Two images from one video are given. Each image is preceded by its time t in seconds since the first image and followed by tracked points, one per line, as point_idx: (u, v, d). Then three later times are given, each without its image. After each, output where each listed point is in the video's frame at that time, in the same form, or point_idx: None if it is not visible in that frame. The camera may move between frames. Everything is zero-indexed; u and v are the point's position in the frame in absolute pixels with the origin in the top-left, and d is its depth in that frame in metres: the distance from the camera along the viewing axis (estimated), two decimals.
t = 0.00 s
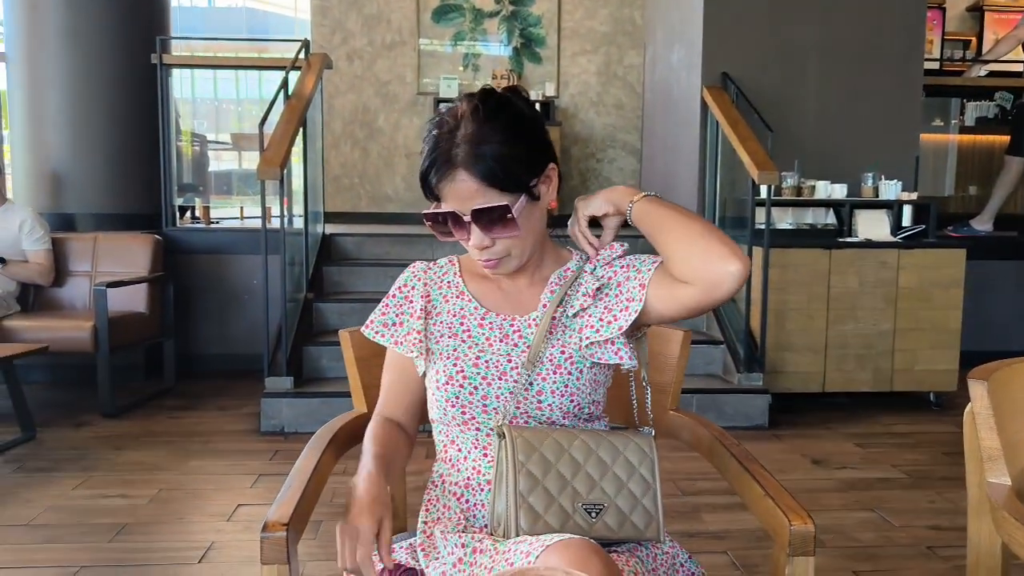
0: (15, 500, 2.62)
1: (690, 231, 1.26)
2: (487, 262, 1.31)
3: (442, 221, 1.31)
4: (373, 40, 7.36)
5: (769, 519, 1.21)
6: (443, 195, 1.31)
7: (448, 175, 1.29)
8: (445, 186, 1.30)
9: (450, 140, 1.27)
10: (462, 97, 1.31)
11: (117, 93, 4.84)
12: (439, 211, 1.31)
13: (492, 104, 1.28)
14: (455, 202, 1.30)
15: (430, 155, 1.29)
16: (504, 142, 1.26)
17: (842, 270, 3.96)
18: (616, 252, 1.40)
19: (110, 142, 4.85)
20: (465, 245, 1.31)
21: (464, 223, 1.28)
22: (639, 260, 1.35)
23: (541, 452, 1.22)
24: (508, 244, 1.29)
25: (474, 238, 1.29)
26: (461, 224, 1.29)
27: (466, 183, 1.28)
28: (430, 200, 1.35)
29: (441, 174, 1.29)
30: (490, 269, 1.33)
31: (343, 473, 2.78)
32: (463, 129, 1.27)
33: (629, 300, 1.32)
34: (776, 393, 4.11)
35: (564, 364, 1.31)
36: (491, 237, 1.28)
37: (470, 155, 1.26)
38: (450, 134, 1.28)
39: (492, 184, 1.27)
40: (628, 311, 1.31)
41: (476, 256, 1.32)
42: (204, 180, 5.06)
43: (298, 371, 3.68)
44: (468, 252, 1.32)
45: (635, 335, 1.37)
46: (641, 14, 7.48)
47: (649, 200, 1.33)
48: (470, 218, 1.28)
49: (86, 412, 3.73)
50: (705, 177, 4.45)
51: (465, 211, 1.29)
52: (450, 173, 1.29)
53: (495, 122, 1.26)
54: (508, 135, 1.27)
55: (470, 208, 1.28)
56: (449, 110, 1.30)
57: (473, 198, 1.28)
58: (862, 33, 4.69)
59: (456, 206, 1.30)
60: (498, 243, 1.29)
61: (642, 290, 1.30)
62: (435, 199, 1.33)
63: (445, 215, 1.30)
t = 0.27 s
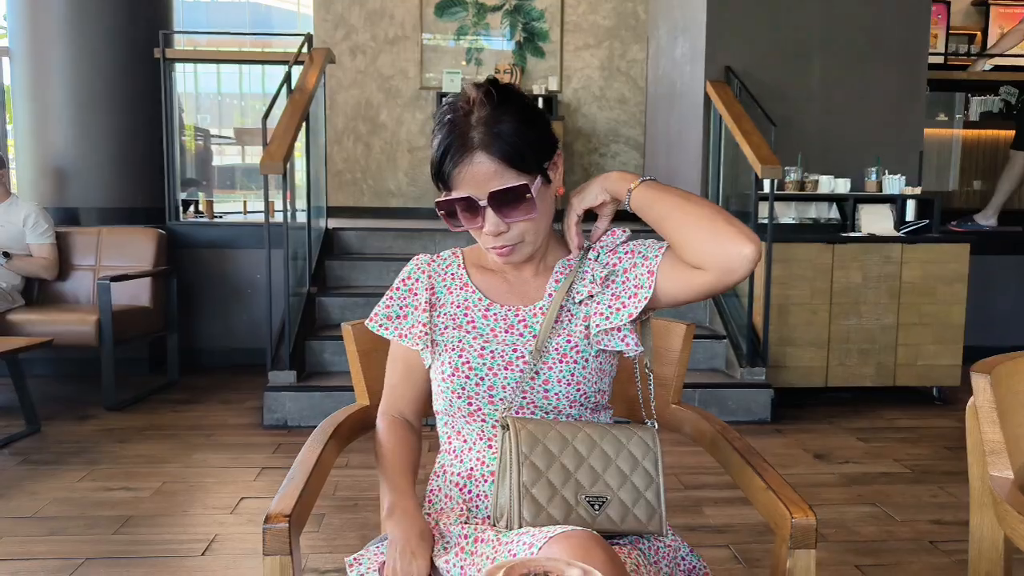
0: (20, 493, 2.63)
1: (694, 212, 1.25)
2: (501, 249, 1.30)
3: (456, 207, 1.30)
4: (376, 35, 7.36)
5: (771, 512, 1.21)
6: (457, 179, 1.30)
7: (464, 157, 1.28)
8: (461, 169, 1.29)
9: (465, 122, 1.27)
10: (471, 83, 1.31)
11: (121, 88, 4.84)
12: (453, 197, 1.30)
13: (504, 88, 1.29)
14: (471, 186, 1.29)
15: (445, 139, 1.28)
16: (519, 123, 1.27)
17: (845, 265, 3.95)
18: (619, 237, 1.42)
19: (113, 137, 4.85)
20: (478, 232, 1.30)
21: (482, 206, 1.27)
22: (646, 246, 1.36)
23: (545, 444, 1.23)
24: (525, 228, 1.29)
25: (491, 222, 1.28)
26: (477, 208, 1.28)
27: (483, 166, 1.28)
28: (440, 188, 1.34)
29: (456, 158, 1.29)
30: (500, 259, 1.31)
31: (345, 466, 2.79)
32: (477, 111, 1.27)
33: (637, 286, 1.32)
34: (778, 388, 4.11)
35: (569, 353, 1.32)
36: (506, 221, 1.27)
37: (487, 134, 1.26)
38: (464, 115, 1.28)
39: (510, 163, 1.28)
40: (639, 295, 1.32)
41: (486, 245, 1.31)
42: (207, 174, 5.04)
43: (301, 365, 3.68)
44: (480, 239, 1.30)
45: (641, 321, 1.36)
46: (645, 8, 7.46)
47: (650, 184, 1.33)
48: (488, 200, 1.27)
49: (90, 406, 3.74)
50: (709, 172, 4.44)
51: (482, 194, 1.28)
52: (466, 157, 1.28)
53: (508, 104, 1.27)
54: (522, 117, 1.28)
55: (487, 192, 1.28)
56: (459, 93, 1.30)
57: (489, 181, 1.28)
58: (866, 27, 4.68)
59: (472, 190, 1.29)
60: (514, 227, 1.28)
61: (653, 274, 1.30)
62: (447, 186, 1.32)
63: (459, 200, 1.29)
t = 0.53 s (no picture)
0: (25, 487, 2.64)
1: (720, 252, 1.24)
2: (511, 238, 1.29)
3: (468, 193, 1.30)
4: (379, 29, 7.34)
5: (774, 507, 1.21)
6: (470, 167, 1.30)
7: (478, 144, 1.29)
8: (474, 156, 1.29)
9: (479, 108, 1.28)
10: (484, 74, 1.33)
11: (125, 83, 4.85)
12: (465, 184, 1.30)
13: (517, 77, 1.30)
14: (484, 173, 1.29)
15: (458, 126, 1.29)
16: (532, 111, 1.28)
17: (850, 260, 3.94)
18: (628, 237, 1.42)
19: (117, 133, 4.86)
20: (490, 220, 1.29)
21: (495, 193, 1.27)
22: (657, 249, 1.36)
23: (551, 438, 1.23)
24: (537, 216, 1.29)
25: (503, 210, 1.28)
26: (490, 195, 1.28)
27: (496, 153, 1.28)
28: (452, 176, 1.34)
29: (469, 146, 1.29)
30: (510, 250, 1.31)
31: (349, 460, 2.80)
32: (491, 99, 1.28)
33: (643, 300, 1.33)
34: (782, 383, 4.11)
35: (578, 348, 1.32)
36: (518, 209, 1.28)
37: (502, 120, 1.27)
38: (477, 102, 1.28)
39: (524, 150, 1.29)
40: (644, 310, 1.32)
41: (497, 235, 1.30)
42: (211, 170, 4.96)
43: (305, 361, 3.69)
44: (492, 227, 1.30)
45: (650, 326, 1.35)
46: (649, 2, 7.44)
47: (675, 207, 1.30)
48: (502, 187, 1.27)
49: (95, 401, 3.75)
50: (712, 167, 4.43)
51: (496, 180, 1.28)
52: (479, 144, 1.29)
53: (522, 93, 1.28)
54: (536, 105, 1.29)
55: (500, 179, 1.28)
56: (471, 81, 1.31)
57: (503, 167, 1.28)
58: (870, 21, 4.66)
59: (486, 176, 1.29)
60: (525, 215, 1.29)
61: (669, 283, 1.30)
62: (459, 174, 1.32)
63: (472, 187, 1.29)
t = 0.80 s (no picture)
0: (27, 482, 2.65)
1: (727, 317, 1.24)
2: (518, 230, 1.28)
3: (478, 182, 1.29)
4: (380, 25, 7.33)
5: (773, 503, 1.22)
6: (481, 156, 1.29)
7: (490, 133, 1.28)
8: (486, 144, 1.28)
9: (492, 96, 1.27)
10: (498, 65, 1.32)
11: (125, 79, 4.84)
12: (475, 173, 1.29)
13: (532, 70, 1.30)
14: (495, 162, 1.28)
15: (471, 114, 1.28)
16: (547, 103, 1.28)
17: (851, 256, 3.94)
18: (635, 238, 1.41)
19: (117, 130, 4.85)
20: (499, 210, 1.28)
21: (505, 183, 1.26)
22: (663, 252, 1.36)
23: (550, 434, 1.23)
24: (547, 208, 1.28)
25: (513, 201, 1.27)
26: (500, 185, 1.27)
27: (509, 142, 1.28)
28: (461, 165, 1.32)
29: (481, 134, 1.28)
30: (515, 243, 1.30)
31: (350, 456, 2.80)
32: (506, 88, 1.27)
33: (641, 310, 1.33)
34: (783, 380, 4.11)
35: (581, 349, 1.32)
36: (528, 200, 1.27)
37: (516, 109, 1.26)
38: (492, 91, 1.28)
39: (537, 139, 1.28)
40: (639, 319, 1.33)
41: (503, 227, 1.29)
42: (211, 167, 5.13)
43: (306, 357, 3.69)
44: (500, 219, 1.29)
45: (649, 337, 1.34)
46: None
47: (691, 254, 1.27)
48: (513, 177, 1.26)
49: (96, 397, 3.76)
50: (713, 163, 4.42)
51: (507, 169, 1.27)
52: (492, 132, 1.28)
53: (537, 83, 1.28)
54: (550, 97, 1.29)
55: (512, 168, 1.27)
56: (484, 71, 1.31)
57: (515, 157, 1.27)
58: (873, 16, 4.64)
59: (497, 165, 1.28)
60: (535, 207, 1.28)
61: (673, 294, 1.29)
62: (469, 162, 1.31)
63: (482, 176, 1.28)
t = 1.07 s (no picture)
0: (29, 478, 2.65)
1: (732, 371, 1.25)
2: (531, 222, 1.26)
3: (494, 171, 1.27)
4: (382, 21, 7.32)
5: (775, 498, 1.21)
6: (498, 144, 1.29)
7: (510, 121, 1.27)
8: (504, 133, 1.28)
9: (514, 85, 1.27)
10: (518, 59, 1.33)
11: (127, 75, 4.85)
12: (491, 160, 1.27)
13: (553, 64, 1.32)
14: (513, 150, 1.27)
15: (491, 100, 1.27)
16: (569, 96, 1.29)
17: (853, 253, 3.93)
18: (645, 234, 1.41)
19: (118, 126, 4.85)
20: (513, 200, 1.26)
21: (522, 171, 1.25)
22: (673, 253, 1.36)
23: (554, 430, 1.23)
24: (562, 201, 1.26)
25: (528, 191, 1.25)
26: (517, 174, 1.25)
27: (529, 131, 1.27)
28: (476, 154, 1.31)
29: (501, 121, 1.27)
30: (527, 236, 1.27)
31: (351, 452, 2.80)
32: (528, 78, 1.28)
33: (647, 311, 1.31)
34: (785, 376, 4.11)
35: (592, 351, 1.33)
36: (544, 192, 1.25)
37: (538, 97, 1.26)
38: (513, 80, 1.28)
39: (556, 131, 1.28)
40: (645, 320, 1.31)
41: (516, 219, 1.27)
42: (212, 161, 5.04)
43: (308, 353, 3.70)
44: (513, 209, 1.27)
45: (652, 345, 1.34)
46: None
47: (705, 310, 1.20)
48: (531, 166, 1.25)
49: (98, 392, 3.76)
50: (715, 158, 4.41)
51: (525, 159, 1.26)
52: (512, 120, 1.27)
53: (559, 77, 1.30)
54: (572, 90, 1.30)
55: (531, 157, 1.26)
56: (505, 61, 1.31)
57: (534, 146, 1.27)
58: (875, 12, 4.63)
59: (515, 154, 1.27)
60: (551, 199, 1.26)
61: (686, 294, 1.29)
62: (486, 151, 1.29)
63: (499, 163, 1.26)
